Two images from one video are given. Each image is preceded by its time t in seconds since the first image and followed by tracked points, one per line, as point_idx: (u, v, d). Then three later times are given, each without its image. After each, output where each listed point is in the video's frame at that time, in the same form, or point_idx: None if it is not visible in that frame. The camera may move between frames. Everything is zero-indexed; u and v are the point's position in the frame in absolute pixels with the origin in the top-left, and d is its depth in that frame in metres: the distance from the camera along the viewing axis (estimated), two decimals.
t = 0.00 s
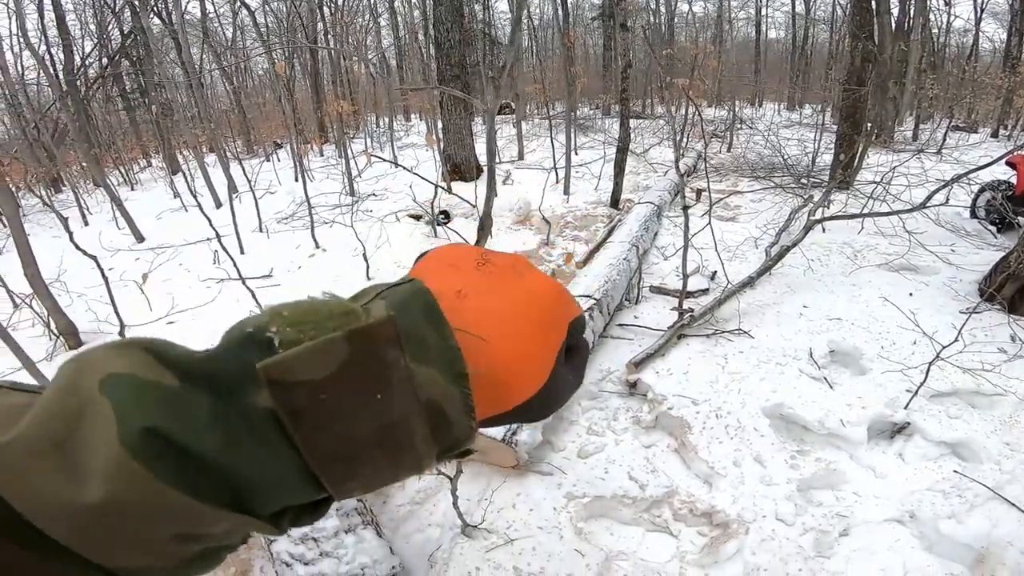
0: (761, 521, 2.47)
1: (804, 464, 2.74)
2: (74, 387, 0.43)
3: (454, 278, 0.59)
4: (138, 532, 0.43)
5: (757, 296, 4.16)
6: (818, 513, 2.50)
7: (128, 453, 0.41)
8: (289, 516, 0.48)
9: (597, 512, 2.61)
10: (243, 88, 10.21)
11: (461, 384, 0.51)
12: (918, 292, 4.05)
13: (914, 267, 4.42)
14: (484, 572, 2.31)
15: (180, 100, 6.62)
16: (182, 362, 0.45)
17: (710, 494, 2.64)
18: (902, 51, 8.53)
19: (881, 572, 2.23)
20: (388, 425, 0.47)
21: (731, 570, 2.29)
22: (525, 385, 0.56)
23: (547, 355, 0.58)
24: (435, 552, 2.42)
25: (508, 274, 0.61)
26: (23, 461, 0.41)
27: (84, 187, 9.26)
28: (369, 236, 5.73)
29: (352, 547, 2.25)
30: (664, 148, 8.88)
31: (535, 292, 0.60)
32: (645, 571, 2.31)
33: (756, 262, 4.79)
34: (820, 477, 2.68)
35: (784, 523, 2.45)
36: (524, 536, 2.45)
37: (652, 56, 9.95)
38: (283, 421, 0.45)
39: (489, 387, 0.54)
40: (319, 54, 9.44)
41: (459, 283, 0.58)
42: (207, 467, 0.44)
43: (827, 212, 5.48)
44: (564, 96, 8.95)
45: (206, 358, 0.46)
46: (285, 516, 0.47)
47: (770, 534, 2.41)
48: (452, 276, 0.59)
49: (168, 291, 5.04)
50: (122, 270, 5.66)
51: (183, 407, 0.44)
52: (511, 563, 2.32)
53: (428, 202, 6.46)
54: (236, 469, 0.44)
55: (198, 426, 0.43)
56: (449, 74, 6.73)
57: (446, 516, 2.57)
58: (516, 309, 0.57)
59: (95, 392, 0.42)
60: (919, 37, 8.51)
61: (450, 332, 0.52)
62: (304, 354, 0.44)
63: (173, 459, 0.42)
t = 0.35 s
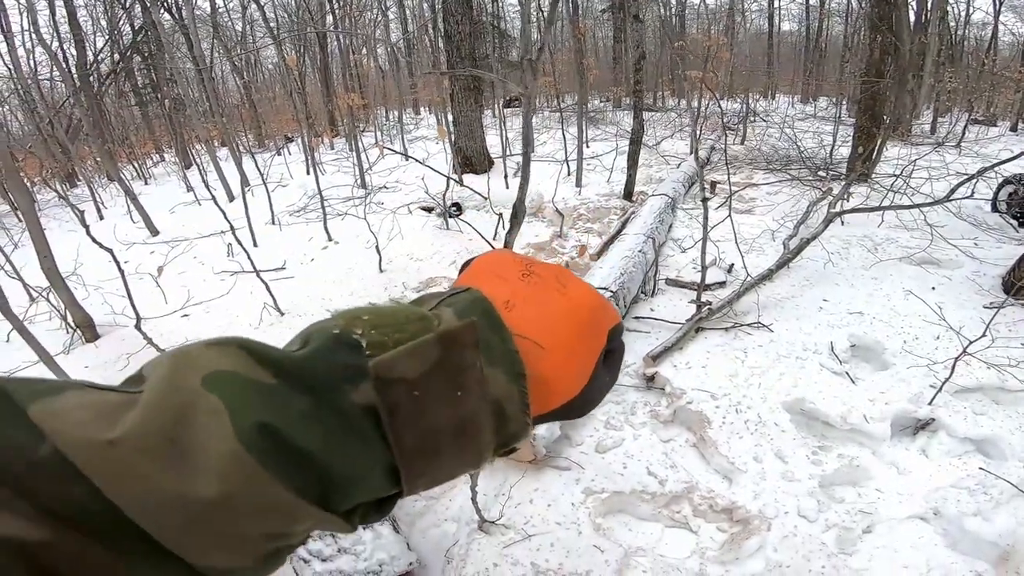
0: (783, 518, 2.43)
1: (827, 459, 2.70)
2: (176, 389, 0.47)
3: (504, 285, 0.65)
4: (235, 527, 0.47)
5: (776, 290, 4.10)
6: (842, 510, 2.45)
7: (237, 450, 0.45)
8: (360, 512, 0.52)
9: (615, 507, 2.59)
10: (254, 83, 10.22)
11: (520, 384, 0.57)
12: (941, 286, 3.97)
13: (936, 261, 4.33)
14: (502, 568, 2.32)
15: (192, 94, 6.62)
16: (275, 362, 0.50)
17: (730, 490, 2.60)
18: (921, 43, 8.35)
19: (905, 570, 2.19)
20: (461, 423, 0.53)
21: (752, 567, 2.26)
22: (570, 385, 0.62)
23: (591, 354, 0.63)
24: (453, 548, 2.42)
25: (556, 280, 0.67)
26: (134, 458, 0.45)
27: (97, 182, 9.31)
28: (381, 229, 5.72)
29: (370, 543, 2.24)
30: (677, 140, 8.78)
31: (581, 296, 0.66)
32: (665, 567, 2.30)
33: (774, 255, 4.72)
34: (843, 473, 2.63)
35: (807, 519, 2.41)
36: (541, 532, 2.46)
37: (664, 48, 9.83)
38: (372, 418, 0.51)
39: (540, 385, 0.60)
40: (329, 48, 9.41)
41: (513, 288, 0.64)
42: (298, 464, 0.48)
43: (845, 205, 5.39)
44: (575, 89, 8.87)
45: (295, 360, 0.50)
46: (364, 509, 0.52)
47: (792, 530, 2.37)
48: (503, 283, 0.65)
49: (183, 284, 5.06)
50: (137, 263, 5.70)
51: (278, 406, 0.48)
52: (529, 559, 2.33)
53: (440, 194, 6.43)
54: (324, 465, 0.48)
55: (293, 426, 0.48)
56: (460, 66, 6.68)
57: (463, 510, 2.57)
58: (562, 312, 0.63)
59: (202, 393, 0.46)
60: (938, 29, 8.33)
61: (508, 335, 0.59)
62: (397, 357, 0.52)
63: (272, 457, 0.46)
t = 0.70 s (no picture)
0: (791, 516, 2.41)
1: (837, 458, 2.66)
2: (178, 370, 0.45)
3: (512, 264, 0.64)
4: (237, 513, 0.46)
5: (789, 285, 4.04)
6: (851, 509, 2.42)
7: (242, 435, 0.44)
8: (365, 500, 0.51)
9: (621, 502, 2.58)
10: (266, 75, 10.23)
11: (531, 366, 0.55)
12: (958, 283, 3.90)
13: (954, 258, 4.25)
14: (507, 561, 2.32)
15: (205, 85, 6.63)
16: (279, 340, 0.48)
17: (738, 487, 2.58)
18: (942, 37, 8.17)
19: (913, 571, 2.16)
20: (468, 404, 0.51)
21: (758, 565, 2.24)
22: (583, 366, 0.60)
23: (605, 333, 0.61)
24: (457, 540, 2.42)
25: (566, 258, 0.65)
26: (136, 441, 0.43)
27: (112, 172, 9.40)
28: (391, 218, 5.71)
29: (375, 535, 2.29)
30: (690, 133, 8.68)
31: (594, 274, 0.64)
32: (670, 563, 2.28)
33: (787, 249, 4.66)
34: (854, 472, 2.60)
35: (815, 518, 2.39)
36: (547, 526, 2.45)
37: (678, 40, 9.70)
38: (377, 402, 0.49)
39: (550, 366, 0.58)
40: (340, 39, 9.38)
41: (522, 267, 0.63)
42: (303, 450, 0.47)
43: (862, 200, 5.31)
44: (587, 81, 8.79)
45: (300, 341, 0.49)
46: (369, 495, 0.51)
47: (799, 529, 2.35)
48: (511, 262, 0.64)
49: (195, 272, 5.10)
50: (150, 252, 5.74)
51: (283, 389, 0.46)
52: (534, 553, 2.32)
53: (450, 185, 6.41)
54: (329, 452, 0.47)
55: (297, 411, 0.46)
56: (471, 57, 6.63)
57: (469, 503, 2.57)
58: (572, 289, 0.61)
59: (206, 373, 0.45)
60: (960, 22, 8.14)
61: (518, 313, 0.57)
62: (401, 337, 0.49)
63: (278, 441, 0.46)
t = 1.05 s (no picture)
0: (795, 511, 2.40)
1: (843, 453, 2.65)
2: (195, 365, 0.46)
3: (523, 261, 0.64)
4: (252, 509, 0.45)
5: (798, 279, 4.02)
6: (855, 505, 2.41)
7: (259, 429, 0.45)
8: (376, 496, 0.51)
9: (625, 494, 2.58)
10: (275, 67, 10.24)
11: (540, 363, 0.55)
12: (970, 279, 3.85)
13: (966, 254, 4.20)
14: (510, 552, 2.33)
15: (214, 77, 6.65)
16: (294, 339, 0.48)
17: (742, 481, 2.57)
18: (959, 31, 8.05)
19: (915, 568, 2.16)
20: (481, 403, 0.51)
21: (761, 559, 2.24)
22: (595, 365, 0.60)
23: (617, 331, 0.61)
24: (462, 531, 2.43)
25: (576, 254, 0.65)
26: (153, 436, 0.44)
27: (123, 163, 9.46)
28: (399, 209, 5.72)
29: (381, 525, 2.30)
30: (700, 126, 8.61)
31: (604, 270, 0.63)
32: (672, 557, 2.29)
33: (797, 243, 4.63)
34: (859, 467, 2.59)
35: (819, 514, 2.38)
36: (551, 517, 2.46)
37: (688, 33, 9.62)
38: (390, 399, 0.50)
39: (562, 365, 0.58)
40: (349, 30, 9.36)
41: (531, 264, 0.63)
42: (318, 446, 0.47)
43: (873, 195, 5.26)
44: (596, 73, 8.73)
45: (313, 337, 0.49)
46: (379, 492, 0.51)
47: (803, 524, 2.34)
48: (521, 259, 0.64)
49: (204, 262, 5.13)
50: (160, 242, 5.78)
51: (298, 385, 0.47)
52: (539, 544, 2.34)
53: (457, 176, 6.40)
54: (343, 448, 0.47)
55: (312, 407, 0.47)
56: (479, 49, 6.60)
57: (473, 494, 2.58)
58: (584, 287, 0.61)
59: (222, 370, 0.46)
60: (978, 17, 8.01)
61: (528, 311, 0.57)
62: (416, 333, 0.50)
63: (293, 437, 0.46)
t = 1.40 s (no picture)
0: (797, 507, 2.41)
1: (845, 450, 2.65)
2: (236, 341, 0.47)
3: (547, 245, 0.68)
4: (288, 486, 0.47)
5: (804, 275, 4.01)
6: (857, 502, 2.41)
7: (298, 405, 0.46)
8: (404, 476, 0.54)
9: (628, 488, 2.59)
10: (282, 60, 10.24)
11: (563, 343, 0.58)
12: (977, 278, 3.84)
13: (973, 253, 4.18)
14: (514, 544, 2.35)
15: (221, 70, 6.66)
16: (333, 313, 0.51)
17: (745, 476, 2.58)
18: (971, 30, 7.97)
19: (915, 564, 2.16)
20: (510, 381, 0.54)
21: (762, 554, 2.24)
22: (612, 350, 0.64)
23: (635, 317, 0.66)
24: (466, 522, 2.45)
25: (597, 240, 0.69)
26: (196, 412, 0.45)
27: (130, 155, 9.49)
28: (405, 202, 5.73)
29: (386, 515, 2.32)
30: (707, 122, 8.56)
31: (624, 256, 0.68)
32: (674, 550, 2.30)
33: (803, 239, 4.61)
34: (862, 464, 2.59)
35: (821, 510, 2.38)
36: (554, 509, 2.47)
37: (697, 29, 9.56)
38: (424, 375, 0.52)
39: (583, 348, 0.62)
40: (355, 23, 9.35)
41: (555, 249, 0.67)
42: (352, 424, 0.49)
43: (880, 192, 5.23)
44: (602, 68, 8.70)
45: (350, 313, 0.51)
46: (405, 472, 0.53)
47: (804, 520, 2.35)
48: (545, 244, 0.69)
49: (211, 253, 5.15)
50: (167, 232, 5.81)
51: (335, 359, 0.49)
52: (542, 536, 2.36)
53: (463, 170, 6.40)
54: (379, 425, 0.49)
55: (349, 381, 0.49)
56: (486, 43, 6.57)
57: (478, 486, 2.59)
58: (608, 272, 0.65)
59: (262, 348, 0.47)
60: (990, 15, 7.92)
61: (552, 292, 0.60)
62: (454, 307, 0.52)
63: (331, 413, 0.47)
